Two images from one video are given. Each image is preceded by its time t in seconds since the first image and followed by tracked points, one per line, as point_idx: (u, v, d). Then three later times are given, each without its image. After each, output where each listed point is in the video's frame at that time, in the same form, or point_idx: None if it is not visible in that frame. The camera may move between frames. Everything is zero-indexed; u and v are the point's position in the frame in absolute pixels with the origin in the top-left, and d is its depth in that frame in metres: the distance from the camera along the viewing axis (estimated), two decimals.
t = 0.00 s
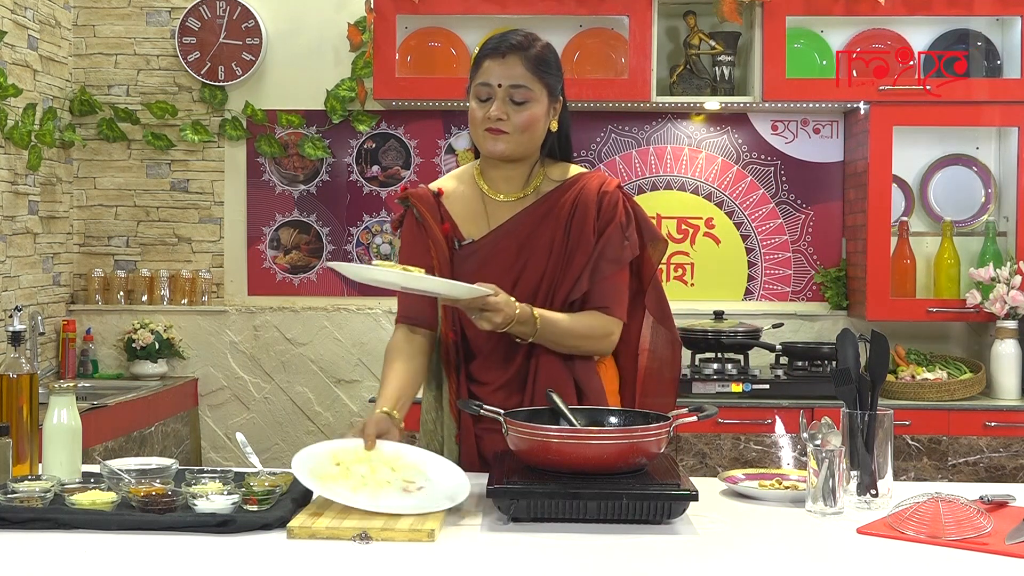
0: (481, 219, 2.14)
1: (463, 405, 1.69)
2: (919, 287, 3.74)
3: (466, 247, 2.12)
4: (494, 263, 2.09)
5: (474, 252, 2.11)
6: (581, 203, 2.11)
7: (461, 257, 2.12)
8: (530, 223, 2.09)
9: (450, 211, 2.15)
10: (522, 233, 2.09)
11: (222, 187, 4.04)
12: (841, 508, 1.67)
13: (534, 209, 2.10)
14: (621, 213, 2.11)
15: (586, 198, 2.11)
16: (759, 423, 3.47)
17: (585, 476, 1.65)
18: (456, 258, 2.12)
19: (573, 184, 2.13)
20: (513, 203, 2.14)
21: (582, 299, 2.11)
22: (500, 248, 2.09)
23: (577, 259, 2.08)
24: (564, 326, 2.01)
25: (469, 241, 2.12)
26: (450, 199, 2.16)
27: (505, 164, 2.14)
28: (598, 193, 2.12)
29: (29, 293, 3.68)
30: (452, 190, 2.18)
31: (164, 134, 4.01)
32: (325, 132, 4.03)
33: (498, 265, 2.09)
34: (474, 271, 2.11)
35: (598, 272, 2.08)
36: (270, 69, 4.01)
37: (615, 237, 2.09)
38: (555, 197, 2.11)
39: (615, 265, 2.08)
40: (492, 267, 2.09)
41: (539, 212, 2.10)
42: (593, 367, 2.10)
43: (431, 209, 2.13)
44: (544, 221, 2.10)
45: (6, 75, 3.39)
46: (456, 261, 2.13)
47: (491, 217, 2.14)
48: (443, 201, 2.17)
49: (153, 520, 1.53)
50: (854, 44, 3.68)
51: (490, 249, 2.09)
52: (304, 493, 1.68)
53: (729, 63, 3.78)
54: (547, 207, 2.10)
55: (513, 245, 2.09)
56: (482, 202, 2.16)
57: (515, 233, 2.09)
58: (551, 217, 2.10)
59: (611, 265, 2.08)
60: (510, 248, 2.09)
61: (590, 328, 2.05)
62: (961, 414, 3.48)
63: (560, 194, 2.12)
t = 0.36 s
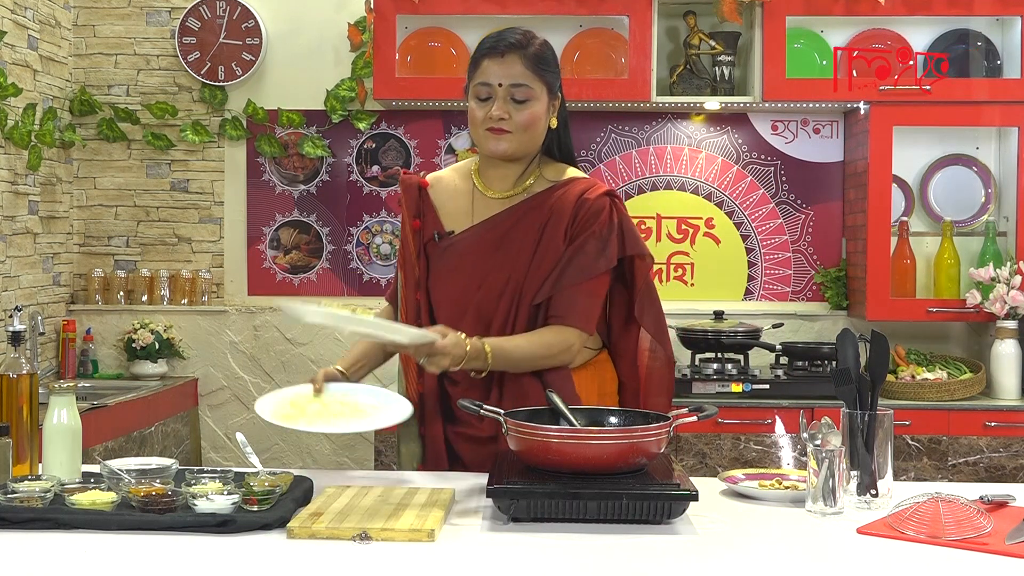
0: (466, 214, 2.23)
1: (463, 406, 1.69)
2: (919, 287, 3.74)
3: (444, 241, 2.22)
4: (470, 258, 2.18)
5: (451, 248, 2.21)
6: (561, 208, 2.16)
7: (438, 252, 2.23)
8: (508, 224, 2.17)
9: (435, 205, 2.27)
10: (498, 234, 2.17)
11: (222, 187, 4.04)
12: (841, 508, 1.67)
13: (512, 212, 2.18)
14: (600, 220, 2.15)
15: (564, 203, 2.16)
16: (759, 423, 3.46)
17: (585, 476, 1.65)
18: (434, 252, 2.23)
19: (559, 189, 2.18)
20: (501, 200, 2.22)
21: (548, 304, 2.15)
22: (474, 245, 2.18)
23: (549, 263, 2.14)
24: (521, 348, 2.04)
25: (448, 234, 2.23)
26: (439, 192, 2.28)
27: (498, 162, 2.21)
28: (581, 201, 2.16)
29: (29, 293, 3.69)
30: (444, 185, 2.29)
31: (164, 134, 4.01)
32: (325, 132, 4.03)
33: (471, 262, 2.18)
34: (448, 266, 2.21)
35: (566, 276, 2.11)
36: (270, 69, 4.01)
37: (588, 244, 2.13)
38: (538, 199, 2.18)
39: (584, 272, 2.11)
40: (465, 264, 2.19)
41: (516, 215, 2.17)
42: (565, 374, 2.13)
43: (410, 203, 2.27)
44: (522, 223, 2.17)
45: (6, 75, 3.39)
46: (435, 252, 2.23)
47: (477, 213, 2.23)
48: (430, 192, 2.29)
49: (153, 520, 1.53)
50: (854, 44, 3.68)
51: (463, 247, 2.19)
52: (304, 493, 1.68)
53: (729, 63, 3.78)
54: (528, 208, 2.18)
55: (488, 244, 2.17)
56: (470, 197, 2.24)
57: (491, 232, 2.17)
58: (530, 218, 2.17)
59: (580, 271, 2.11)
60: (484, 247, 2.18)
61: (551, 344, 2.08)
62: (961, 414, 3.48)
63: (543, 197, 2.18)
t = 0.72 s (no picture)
0: (454, 217, 2.26)
1: (462, 405, 1.68)
2: (919, 287, 3.73)
3: (433, 243, 2.26)
4: (453, 260, 2.20)
5: (438, 249, 2.24)
6: (538, 216, 2.13)
7: (427, 253, 2.26)
8: (491, 229, 2.18)
9: (429, 208, 2.31)
10: (480, 238, 2.18)
11: (222, 187, 4.04)
12: (841, 508, 1.67)
13: (496, 217, 2.18)
14: (575, 232, 2.09)
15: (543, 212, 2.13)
16: (759, 423, 3.46)
17: (585, 476, 1.65)
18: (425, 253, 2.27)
19: (544, 197, 2.15)
20: (489, 204, 2.22)
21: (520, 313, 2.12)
22: (457, 249, 2.20)
23: (522, 271, 2.11)
24: (504, 387, 2.00)
25: (437, 236, 2.26)
26: (433, 194, 2.32)
27: (486, 166, 2.22)
28: (558, 210, 2.11)
29: (29, 293, 3.68)
30: (440, 187, 2.33)
31: (164, 134, 4.01)
32: (325, 132, 4.03)
33: (453, 265, 2.20)
34: (434, 267, 2.23)
35: (535, 287, 2.07)
36: (270, 69, 4.02)
37: (560, 256, 2.08)
38: (522, 207, 2.17)
39: (555, 284, 2.05)
40: (448, 265, 2.20)
41: (500, 221, 2.17)
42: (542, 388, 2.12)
43: (407, 205, 2.32)
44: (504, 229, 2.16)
45: (6, 75, 3.39)
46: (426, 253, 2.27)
47: (464, 215, 2.25)
48: (427, 194, 2.33)
49: (153, 520, 1.53)
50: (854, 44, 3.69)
51: (447, 250, 2.22)
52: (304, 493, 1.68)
53: (729, 63, 3.78)
54: (511, 214, 2.17)
55: (470, 248, 2.19)
56: (460, 200, 2.27)
57: (474, 236, 2.19)
58: (512, 225, 2.16)
59: (550, 282, 2.06)
60: (466, 251, 2.19)
61: (533, 370, 2.04)
62: (961, 414, 3.48)
63: (527, 203, 2.17)
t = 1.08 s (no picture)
0: (454, 217, 2.27)
1: (462, 404, 1.69)
2: (919, 287, 3.73)
3: (433, 243, 2.26)
4: (451, 260, 2.20)
5: (438, 250, 2.24)
6: (537, 219, 2.12)
7: (427, 253, 2.27)
8: (491, 230, 2.18)
9: (429, 207, 2.31)
10: (481, 239, 2.18)
11: (222, 187, 4.04)
12: (841, 508, 1.67)
13: (497, 218, 2.18)
14: (573, 236, 2.07)
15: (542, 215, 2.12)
16: (759, 423, 3.47)
17: (585, 476, 1.65)
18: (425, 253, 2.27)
19: (545, 201, 2.15)
20: (489, 205, 2.23)
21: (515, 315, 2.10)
22: (458, 249, 2.20)
23: (520, 273, 2.11)
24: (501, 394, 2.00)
25: (437, 235, 2.27)
26: (433, 193, 2.32)
27: (486, 167, 2.23)
28: (557, 213, 2.11)
29: (29, 293, 3.68)
30: (440, 187, 2.33)
31: (164, 134, 4.01)
32: (325, 132, 4.03)
33: (453, 265, 2.20)
34: (433, 266, 2.24)
35: (531, 289, 2.06)
36: (270, 69, 4.01)
37: (558, 259, 2.06)
38: (522, 209, 2.17)
39: (550, 287, 2.04)
40: (448, 265, 2.21)
41: (500, 223, 2.17)
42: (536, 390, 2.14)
43: (408, 204, 2.33)
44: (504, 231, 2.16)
45: (6, 75, 3.39)
46: (425, 252, 2.27)
47: (464, 216, 2.25)
48: (427, 193, 2.34)
49: (153, 520, 1.53)
50: (853, 45, 3.69)
51: (447, 249, 2.22)
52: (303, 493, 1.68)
53: (729, 63, 3.78)
54: (512, 216, 2.17)
55: (470, 248, 2.19)
56: (460, 201, 2.27)
57: (474, 237, 2.19)
58: (511, 227, 2.16)
59: (545, 285, 2.05)
60: (466, 251, 2.19)
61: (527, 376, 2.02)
62: (961, 414, 3.48)
63: (529, 205, 2.17)
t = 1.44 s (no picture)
0: (459, 215, 2.26)
1: (463, 404, 1.69)
2: (919, 287, 3.73)
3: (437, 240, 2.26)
4: (456, 258, 2.20)
5: (442, 247, 2.24)
6: (545, 217, 2.13)
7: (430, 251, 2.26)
8: (497, 228, 2.18)
9: (433, 205, 2.31)
10: (486, 236, 2.18)
11: (222, 187, 4.04)
12: (841, 508, 1.67)
13: (502, 216, 2.18)
14: (581, 234, 2.09)
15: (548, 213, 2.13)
16: (759, 424, 3.46)
17: (585, 476, 1.65)
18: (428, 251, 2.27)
19: (552, 199, 2.16)
20: (494, 204, 2.23)
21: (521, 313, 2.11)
22: (463, 246, 2.20)
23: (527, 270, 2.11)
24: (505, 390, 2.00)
25: (441, 233, 2.27)
26: (438, 190, 2.32)
27: (493, 166, 2.23)
28: (565, 211, 2.12)
29: (29, 293, 3.68)
30: (445, 184, 2.32)
31: (164, 134, 4.01)
32: (325, 132, 4.03)
33: (457, 262, 2.20)
34: (437, 265, 2.23)
35: (537, 286, 2.07)
36: (270, 69, 4.01)
37: (565, 257, 2.08)
38: (527, 207, 2.18)
39: (558, 284, 2.06)
40: (453, 263, 2.21)
41: (505, 221, 2.18)
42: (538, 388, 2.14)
43: (411, 201, 2.32)
44: (510, 229, 2.17)
45: (6, 75, 3.39)
46: (428, 250, 2.27)
47: (470, 214, 2.25)
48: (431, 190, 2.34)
49: (153, 520, 1.53)
50: (853, 45, 3.69)
51: (451, 247, 2.22)
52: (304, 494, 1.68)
53: (729, 63, 3.78)
54: (518, 214, 2.17)
55: (475, 246, 2.19)
56: (465, 199, 2.27)
57: (479, 235, 2.19)
58: (515, 224, 2.17)
59: (552, 282, 2.06)
60: (471, 249, 2.19)
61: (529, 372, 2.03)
62: (961, 414, 3.48)
63: (535, 203, 2.18)
